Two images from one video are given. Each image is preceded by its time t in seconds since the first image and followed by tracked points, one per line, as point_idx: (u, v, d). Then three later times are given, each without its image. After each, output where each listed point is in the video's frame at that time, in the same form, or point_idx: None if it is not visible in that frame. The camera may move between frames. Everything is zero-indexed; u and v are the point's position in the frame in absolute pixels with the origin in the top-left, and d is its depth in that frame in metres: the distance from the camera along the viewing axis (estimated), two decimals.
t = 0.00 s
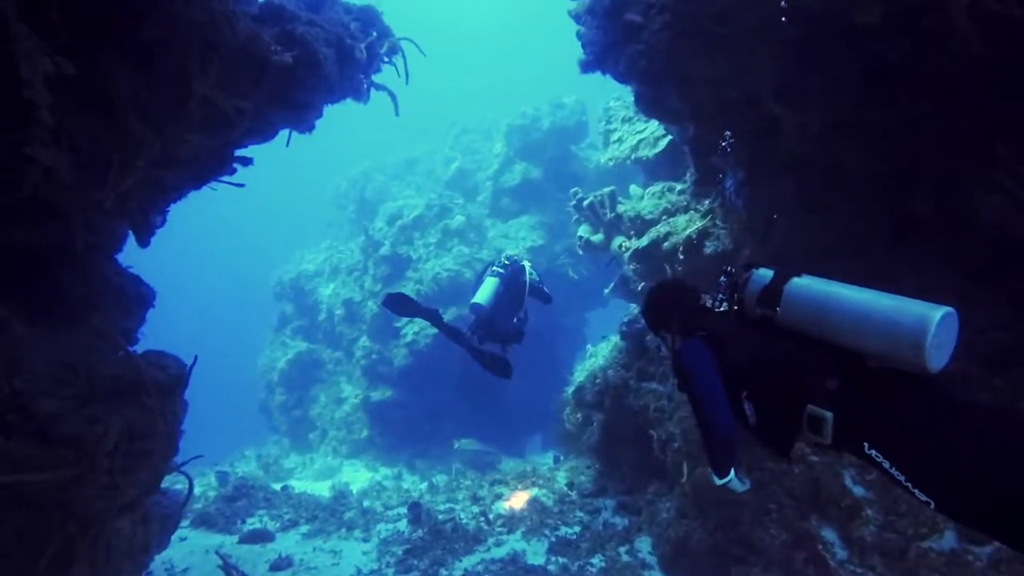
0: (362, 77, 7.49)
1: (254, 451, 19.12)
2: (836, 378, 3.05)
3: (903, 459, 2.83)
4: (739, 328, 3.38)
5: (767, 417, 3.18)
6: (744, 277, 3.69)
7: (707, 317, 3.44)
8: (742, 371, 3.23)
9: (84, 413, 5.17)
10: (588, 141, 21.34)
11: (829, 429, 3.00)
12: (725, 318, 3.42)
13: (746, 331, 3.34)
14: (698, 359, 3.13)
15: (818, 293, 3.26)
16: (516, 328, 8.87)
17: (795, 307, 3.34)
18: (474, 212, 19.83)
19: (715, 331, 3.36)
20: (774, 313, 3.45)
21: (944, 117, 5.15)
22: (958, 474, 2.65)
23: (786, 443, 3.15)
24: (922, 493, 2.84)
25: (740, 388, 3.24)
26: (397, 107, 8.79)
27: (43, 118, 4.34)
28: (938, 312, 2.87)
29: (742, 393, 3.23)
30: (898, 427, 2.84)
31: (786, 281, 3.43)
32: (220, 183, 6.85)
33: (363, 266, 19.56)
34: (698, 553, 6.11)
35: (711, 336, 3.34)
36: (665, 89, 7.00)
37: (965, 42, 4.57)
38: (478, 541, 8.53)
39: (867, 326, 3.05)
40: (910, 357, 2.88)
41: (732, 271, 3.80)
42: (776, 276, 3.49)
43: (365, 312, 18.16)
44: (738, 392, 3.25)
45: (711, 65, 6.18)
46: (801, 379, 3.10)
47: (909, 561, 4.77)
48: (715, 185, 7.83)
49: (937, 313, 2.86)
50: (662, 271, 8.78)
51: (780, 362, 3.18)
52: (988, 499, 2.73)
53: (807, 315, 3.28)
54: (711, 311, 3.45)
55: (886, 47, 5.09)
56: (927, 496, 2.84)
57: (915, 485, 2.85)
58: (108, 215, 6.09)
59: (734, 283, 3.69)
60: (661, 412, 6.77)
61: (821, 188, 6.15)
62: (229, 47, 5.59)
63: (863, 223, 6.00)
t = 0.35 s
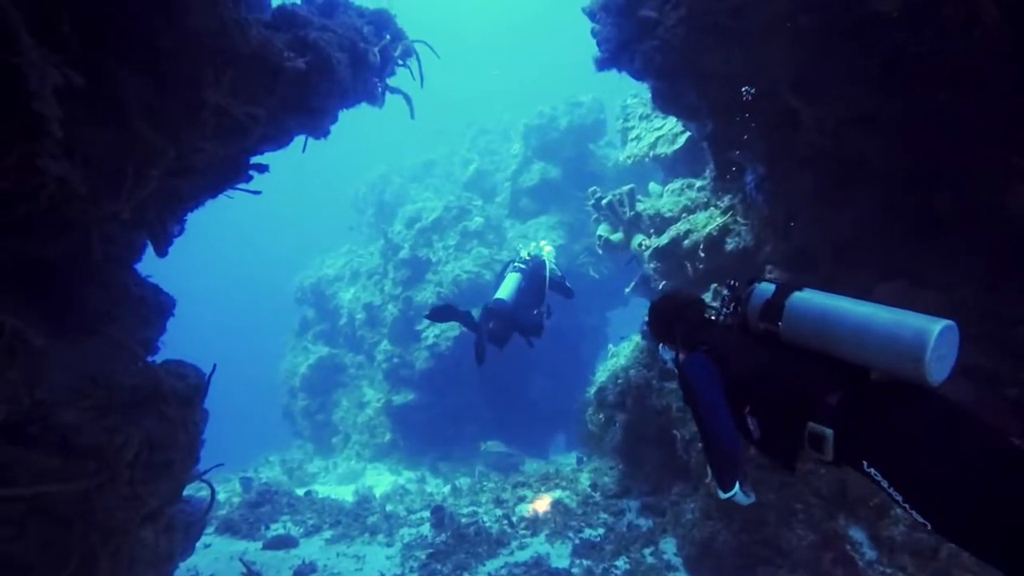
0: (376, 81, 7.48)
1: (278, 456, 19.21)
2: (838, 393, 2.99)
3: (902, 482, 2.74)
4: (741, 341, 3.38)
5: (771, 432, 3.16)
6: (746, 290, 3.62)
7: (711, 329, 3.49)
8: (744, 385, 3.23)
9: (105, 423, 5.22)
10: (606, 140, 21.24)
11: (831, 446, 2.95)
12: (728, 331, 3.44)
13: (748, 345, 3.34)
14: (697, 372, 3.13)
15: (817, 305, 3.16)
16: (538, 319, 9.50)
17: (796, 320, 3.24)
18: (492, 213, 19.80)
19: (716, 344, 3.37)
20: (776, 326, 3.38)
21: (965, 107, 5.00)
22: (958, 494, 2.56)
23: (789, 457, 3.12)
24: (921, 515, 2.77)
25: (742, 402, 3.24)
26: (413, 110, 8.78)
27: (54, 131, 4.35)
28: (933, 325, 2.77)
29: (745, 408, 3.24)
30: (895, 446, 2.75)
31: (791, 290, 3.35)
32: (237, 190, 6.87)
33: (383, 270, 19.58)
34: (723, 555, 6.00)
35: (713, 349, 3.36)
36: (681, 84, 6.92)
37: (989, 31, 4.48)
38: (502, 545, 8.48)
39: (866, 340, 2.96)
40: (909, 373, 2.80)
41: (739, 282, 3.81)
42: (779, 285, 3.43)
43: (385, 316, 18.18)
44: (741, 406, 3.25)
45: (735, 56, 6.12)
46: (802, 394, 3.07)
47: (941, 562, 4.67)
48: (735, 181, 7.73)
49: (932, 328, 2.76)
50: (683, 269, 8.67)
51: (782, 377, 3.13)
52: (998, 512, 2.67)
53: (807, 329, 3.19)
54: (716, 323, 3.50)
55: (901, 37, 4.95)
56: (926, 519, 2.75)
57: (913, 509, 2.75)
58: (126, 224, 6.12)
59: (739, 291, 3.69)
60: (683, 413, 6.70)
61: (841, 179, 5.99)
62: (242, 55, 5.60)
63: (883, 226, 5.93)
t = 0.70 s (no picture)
0: (392, 80, 7.43)
1: (297, 456, 19.28)
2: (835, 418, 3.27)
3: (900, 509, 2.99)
4: (743, 366, 3.67)
5: (771, 454, 3.45)
6: (751, 313, 3.84)
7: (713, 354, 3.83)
8: (745, 410, 3.53)
9: (120, 425, 5.19)
10: (625, 139, 21.09)
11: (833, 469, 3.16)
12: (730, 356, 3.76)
13: (750, 369, 3.64)
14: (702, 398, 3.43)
15: (820, 332, 3.37)
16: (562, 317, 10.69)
17: (799, 345, 3.46)
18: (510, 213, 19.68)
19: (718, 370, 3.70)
20: (778, 352, 3.58)
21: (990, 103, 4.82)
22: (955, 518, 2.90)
23: (790, 481, 3.39)
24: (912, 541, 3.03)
25: (744, 426, 3.54)
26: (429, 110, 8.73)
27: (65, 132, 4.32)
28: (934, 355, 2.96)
29: (746, 431, 3.54)
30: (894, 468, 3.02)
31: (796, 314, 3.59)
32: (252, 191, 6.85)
33: (401, 270, 19.57)
34: (743, 561, 5.89)
35: (717, 374, 3.68)
36: (700, 82, 6.82)
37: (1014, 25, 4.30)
38: (518, 548, 8.42)
39: (866, 368, 3.17)
40: (907, 401, 3.02)
41: (745, 305, 4.01)
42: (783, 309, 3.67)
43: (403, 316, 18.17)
44: (744, 430, 3.56)
45: (756, 52, 6.02)
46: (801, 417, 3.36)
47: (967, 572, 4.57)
48: (755, 181, 7.62)
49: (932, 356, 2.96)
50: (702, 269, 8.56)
51: (781, 403, 3.42)
52: (958, 492, 3.35)
53: (809, 354, 3.40)
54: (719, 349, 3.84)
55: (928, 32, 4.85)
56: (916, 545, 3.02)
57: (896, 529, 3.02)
58: (142, 226, 6.13)
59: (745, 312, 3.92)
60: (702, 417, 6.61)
61: (865, 178, 5.85)
62: (257, 56, 5.57)
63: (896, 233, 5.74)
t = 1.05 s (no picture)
0: (408, 78, 7.39)
1: (312, 454, 19.32)
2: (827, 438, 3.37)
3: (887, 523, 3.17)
4: (740, 382, 3.76)
5: (763, 470, 3.54)
6: (751, 329, 3.99)
7: (712, 369, 3.96)
8: (740, 427, 3.59)
9: (133, 424, 5.16)
10: (642, 138, 20.94)
11: (819, 485, 3.35)
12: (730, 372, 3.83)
13: (747, 386, 3.72)
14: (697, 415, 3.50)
15: (814, 352, 3.45)
16: (582, 313, 10.67)
17: (793, 364, 3.57)
18: (527, 212, 19.49)
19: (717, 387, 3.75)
20: (774, 370, 3.71)
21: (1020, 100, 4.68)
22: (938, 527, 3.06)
23: (780, 497, 3.48)
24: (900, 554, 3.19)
25: (738, 443, 3.62)
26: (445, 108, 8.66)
27: (77, 129, 4.27)
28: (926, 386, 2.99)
29: (740, 448, 3.62)
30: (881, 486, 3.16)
31: (795, 332, 3.69)
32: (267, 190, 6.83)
33: (416, 269, 19.53)
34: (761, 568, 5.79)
35: (715, 389, 3.75)
36: (721, 81, 6.71)
37: None
38: (533, 551, 8.35)
39: (859, 391, 3.24)
40: (897, 429, 3.06)
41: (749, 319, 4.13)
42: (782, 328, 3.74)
43: (418, 315, 18.14)
44: (737, 447, 3.63)
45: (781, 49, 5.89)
46: (795, 436, 3.43)
47: None
48: (775, 182, 7.54)
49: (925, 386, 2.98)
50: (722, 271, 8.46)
51: (775, 422, 3.49)
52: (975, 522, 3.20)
53: (805, 374, 3.48)
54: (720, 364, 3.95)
55: (958, 29, 4.73)
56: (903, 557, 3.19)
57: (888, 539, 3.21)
58: (157, 224, 6.10)
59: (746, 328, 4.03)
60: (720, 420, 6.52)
61: (886, 179, 5.68)
62: (272, 53, 5.53)
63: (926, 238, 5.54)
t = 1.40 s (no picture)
0: (420, 74, 7.33)
1: (324, 451, 19.33)
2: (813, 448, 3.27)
3: (870, 532, 2.97)
4: (729, 389, 3.71)
5: (744, 479, 3.42)
6: (744, 337, 4.03)
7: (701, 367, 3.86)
8: (725, 432, 3.50)
9: (143, 423, 5.10)
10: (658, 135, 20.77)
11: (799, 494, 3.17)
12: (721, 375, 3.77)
13: (737, 391, 3.66)
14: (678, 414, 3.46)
15: (805, 365, 3.47)
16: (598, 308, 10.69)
17: (785, 374, 3.56)
18: (540, 210, 19.40)
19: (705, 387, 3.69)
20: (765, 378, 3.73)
21: None
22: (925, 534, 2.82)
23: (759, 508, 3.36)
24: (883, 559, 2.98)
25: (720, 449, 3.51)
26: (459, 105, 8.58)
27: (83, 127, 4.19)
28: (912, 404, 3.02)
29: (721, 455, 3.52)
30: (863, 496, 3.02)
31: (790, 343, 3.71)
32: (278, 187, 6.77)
33: (430, 267, 19.48)
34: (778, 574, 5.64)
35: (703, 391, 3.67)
36: (741, 76, 6.57)
37: None
38: (544, 552, 8.27)
39: (845, 406, 3.24)
40: (881, 444, 3.06)
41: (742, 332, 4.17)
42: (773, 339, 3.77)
43: (431, 312, 18.10)
44: (719, 455, 3.53)
45: (804, 42, 5.76)
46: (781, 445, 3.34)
47: None
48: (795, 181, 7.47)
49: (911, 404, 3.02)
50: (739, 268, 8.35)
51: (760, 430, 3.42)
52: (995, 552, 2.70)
53: (795, 387, 3.49)
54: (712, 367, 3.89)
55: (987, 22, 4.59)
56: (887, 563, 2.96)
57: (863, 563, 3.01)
58: (167, 219, 6.05)
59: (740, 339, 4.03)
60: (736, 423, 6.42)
61: (909, 179, 5.61)
62: (283, 48, 5.45)
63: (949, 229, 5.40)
